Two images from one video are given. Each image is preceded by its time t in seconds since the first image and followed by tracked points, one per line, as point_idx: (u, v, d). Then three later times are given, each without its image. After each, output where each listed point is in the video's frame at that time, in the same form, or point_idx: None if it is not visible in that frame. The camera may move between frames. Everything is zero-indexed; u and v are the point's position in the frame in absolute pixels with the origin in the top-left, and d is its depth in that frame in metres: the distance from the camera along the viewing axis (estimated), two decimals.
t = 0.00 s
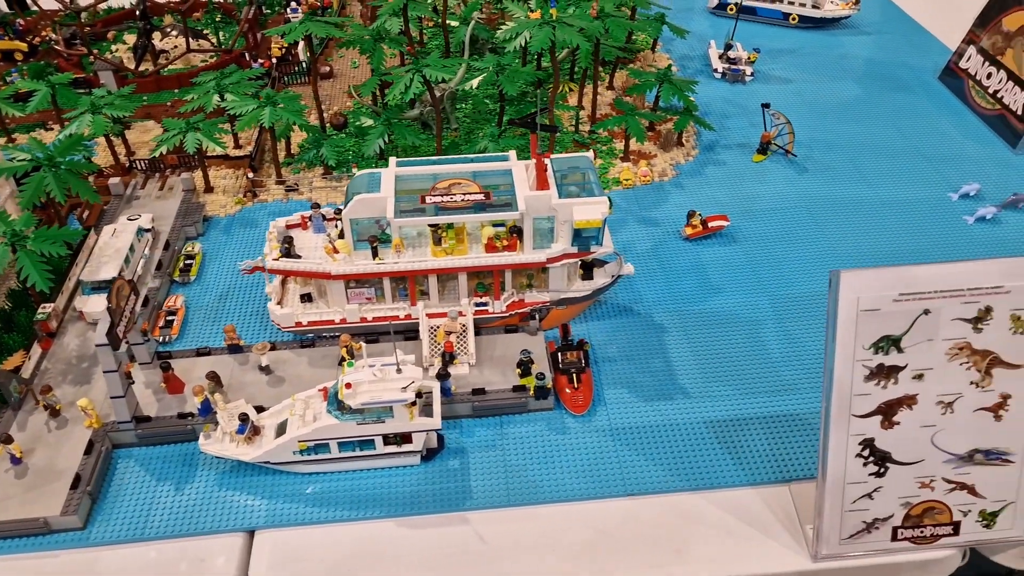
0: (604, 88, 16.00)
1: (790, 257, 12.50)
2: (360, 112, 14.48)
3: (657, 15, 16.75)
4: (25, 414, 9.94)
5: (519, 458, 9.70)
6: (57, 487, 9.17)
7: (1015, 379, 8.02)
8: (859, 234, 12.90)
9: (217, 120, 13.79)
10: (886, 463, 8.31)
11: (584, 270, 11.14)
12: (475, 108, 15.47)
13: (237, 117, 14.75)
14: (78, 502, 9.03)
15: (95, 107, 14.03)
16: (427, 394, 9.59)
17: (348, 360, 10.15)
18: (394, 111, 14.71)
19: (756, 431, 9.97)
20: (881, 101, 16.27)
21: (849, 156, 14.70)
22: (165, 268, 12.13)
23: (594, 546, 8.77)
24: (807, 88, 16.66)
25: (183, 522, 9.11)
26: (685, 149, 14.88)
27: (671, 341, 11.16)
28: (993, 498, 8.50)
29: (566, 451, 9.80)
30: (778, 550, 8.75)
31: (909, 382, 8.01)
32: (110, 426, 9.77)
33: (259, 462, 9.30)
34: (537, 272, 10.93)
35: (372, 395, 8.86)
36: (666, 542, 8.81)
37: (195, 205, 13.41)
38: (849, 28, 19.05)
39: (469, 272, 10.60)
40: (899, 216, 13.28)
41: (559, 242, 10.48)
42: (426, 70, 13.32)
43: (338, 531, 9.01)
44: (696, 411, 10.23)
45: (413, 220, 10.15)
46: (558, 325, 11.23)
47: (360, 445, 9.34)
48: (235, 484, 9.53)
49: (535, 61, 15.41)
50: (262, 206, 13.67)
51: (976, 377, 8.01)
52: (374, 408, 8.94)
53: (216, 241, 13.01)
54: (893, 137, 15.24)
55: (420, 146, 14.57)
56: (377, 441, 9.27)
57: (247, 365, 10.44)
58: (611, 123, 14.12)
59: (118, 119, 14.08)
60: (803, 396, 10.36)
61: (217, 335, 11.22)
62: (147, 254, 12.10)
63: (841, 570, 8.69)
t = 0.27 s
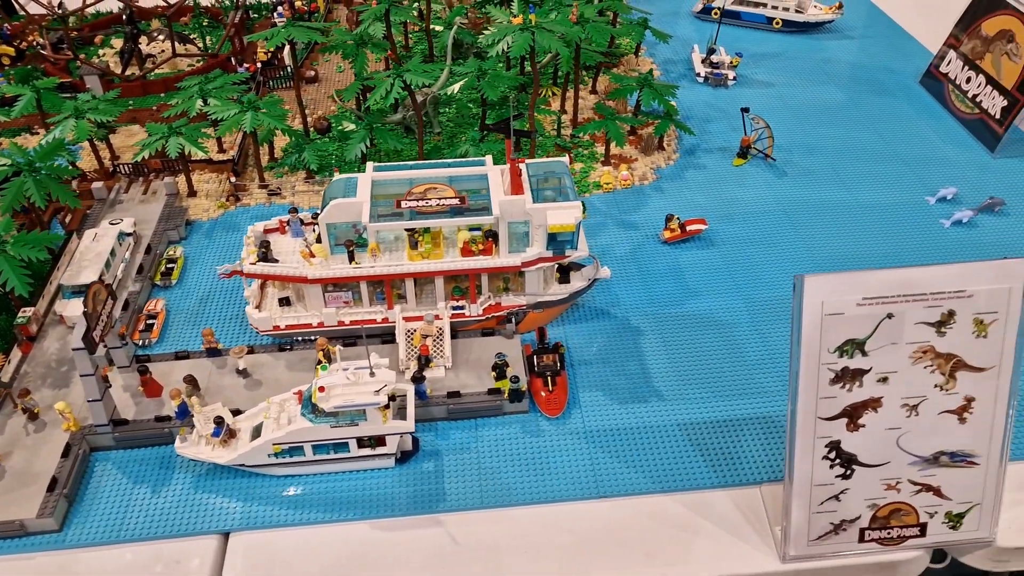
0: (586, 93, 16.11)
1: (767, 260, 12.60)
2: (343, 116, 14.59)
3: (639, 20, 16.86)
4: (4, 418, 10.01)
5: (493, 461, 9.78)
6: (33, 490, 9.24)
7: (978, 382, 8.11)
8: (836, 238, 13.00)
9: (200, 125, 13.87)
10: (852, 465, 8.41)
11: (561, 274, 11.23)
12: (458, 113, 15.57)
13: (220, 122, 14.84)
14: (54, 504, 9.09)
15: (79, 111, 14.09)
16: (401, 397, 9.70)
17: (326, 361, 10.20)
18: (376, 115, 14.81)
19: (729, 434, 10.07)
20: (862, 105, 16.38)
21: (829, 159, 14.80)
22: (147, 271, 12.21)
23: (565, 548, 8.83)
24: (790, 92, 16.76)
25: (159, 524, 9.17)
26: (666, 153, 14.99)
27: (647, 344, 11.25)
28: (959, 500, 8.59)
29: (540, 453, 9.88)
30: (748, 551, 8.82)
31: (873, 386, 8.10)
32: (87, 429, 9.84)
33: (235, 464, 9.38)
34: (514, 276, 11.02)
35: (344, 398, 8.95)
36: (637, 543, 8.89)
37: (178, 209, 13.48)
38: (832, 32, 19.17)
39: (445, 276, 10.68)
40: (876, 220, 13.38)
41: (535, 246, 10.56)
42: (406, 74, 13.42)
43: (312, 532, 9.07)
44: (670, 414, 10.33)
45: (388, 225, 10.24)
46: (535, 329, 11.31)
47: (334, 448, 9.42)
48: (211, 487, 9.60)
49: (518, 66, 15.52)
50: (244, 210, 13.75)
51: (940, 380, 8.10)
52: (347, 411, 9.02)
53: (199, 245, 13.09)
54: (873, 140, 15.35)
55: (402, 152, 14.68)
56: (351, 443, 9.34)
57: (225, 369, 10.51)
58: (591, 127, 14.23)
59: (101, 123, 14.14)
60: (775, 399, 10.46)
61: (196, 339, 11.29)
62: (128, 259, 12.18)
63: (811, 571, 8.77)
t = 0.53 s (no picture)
0: (572, 95, 16.18)
1: (749, 262, 12.68)
2: (329, 119, 14.65)
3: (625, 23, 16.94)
4: None
5: (473, 462, 9.83)
6: (14, 491, 9.27)
7: (950, 382, 8.19)
8: (818, 239, 13.08)
9: (186, 128, 13.91)
10: (826, 465, 8.48)
11: (542, 276, 11.29)
12: (444, 115, 15.63)
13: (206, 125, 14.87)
14: (35, 506, 9.12)
15: (65, 114, 14.11)
16: (381, 399, 9.75)
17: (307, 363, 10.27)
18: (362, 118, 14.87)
19: (707, 434, 10.14)
20: (846, 108, 16.48)
21: (813, 162, 14.89)
22: (131, 273, 12.25)
23: (544, 548, 8.89)
24: (775, 95, 16.85)
25: (139, 526, 9.21)
26: (651, 155, 15.07)
27: (627, 346, 11.32)
28: (933, 499, 8.67)
29: (520, 454, 9.94)
30: (724, 551, 8.88)
31: (847, 386, 8.16)
32: (69, 430, 9.87)
33: (215, 466, 9.42)
34: (495, 278, 11.08)
35: (323, 400, 9.01)
36: (614, 543, 8.95)
37: (163, 212, 13.52)
38: (818, 35, 19.27)
39: (427, 278, 10.74)
40: (858, 222, 13.47)
41: (515, 248, 10.62)
42: (391, 77, 13.46)
43: (292, 533, 9.11)
44: (649, 414, 10.40)
45: (369, 227, 10.30)
46: (516, 330, 11.37)
47: (314, 449, 9.48)
48: (191, 488, 9.64)
49: (503, 68, 15.58)
50: (230, 212, 13.80)
51: (913, 380, 8.17)
52: (326, 412, 9.08)
53: (184, 247, 13.13)
54: (856, 142, 15.44)
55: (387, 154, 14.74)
56: (331, 445, 9.40)
57: (207, 371, 10.56)
58: (575, 130, 14.30)
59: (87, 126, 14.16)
60: (754, 399, 10.54)
61: (179, 341, 11.34)
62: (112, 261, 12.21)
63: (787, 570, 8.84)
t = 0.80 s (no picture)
0: (559, 97, 16.22)
1: (733, 262, 12.72)
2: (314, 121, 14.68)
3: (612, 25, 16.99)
4: None
5: (454, 463, 9.85)
6: None
7: (926, 381, 8.23)
8: (802, 240, 13.12)
9: (171, 130, 13.92)
10: (804, 464, 8.50)
11: (525, 277, 11.31)
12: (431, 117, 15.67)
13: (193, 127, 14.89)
14: (15, 507, 9.12)
15: (51, 117, 14.12)
16: (362, 400, 9.79)
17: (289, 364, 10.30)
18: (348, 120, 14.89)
19: (688, 434, 10.17)
20: (832, 109, 16.53)
21: (798, 162, 14.93)
22: (115, 276, 12.27)
23: (523, 548, 8.91)
24: (762, 96, 16.90)
25: (119, 527, 9.21)
26: (637, 156, 15.11)
27: (610, 346, 11.35)
28: (910, 498, 8.70)
29: (501, 455, 9.95)
30: (703, 550, 8.90)
31: (823, 386, 8.19)
32: (50, 433, 9.88)
33: (196, 467, 9.44)
34: (477, 279, 11.11)
35: (303, 401, 9.04)
36: (594, 543, 8.97)
37: (149, 214, 13.54)
38: (805, 36, 19.33)
39: (409, 279, 10.77)
40: (843, 222, 13.51)
41: (497, 249, 10.65)
42: (375, 79, 13.48)
43: (272, 534, 9.13)
44: (630, 415, 10.42)
45: (350, 228, 10.32)
46: (499, 331, 11.40)
47: (295, 450, 9.52)
48: (172, 490, 9.65)
49: (490, 70, 15.62)
50: (215, 214, 13.82)
51: (889, 380, 8.20)
52: (306, 413, 9.11)
53: (169, 249, 13.15)
54: (842, 143, 15.49)
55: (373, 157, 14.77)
56: (312, 446, 9.44)
57: (189, 372, 10.57)
58: (560, 131, 14.34)
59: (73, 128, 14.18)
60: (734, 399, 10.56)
61: (162, 343, 11.35)
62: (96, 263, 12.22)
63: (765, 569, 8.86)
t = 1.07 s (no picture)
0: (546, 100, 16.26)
1: (718, 264, 12.75)
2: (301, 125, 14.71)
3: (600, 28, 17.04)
4: None
5: (435, 465, 9.86)
6: None
7: (903, 383, 8.25)
8: (787, 242, 13.15)
9: (157, 134, 13.94)
10: (782, 466, 8.52)
11: (509, 279, 11.33)
12: (419, 121, 15.70)
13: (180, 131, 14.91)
14: None
15: (37, 121, 14.15)
16: (342, 403, 9.83)
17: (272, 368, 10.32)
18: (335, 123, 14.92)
19: (669, 436, 10.19)
20: (819, 111, 16.58)
21: (784, 165, 14.97)
22: (100, 280, 12.28)
23: (503, 550, 8.92)
24: (749, 99, 16.94)
25: (100, 531, 9.21)
26: (623, 158, 15.14)
27: (593, 348, 11.37)
28: (888, 499, 8.72)
29: (482, 457, 9.97)
30: (682, 551, 8.92)
31: (800, 387, 8.21)
32: (32, 437, 9.89)
33: (177, 471, 9.46)
34: (461, 281, 11.12)
35: (283, 404, 9.05)
36: (573, 545, 8.99)
37: (135, 218, 13.56)
38: (793, 38, 19.38)
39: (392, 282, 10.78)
40: (828, 224, 13.54)
41: (480, 252, 10.65)
42: (361, 83, 13.51)
43: (253, 537, 9.13)
44: (611, 417, 10.44)
45: (332, 232, 10.34)
46: (483, 334, 11.41)
47: (276, 454, 9.57)
48: (154, 493, 9.65)
49: (477, 74, 15.66)
50: (202, 217, 13.84)
51: (865, 381, 8.22)
52: (286, 417, 9.12)
53: (155, 253, 13.16)
54: (828, 145, 15.54)
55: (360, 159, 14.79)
56: (292, 449, 9.49)
57: (172, 376, 10.59)
58: (546, 134, 14.38)
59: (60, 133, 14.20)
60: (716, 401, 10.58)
61: (146, 346, 11.37)
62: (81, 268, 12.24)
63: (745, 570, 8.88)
